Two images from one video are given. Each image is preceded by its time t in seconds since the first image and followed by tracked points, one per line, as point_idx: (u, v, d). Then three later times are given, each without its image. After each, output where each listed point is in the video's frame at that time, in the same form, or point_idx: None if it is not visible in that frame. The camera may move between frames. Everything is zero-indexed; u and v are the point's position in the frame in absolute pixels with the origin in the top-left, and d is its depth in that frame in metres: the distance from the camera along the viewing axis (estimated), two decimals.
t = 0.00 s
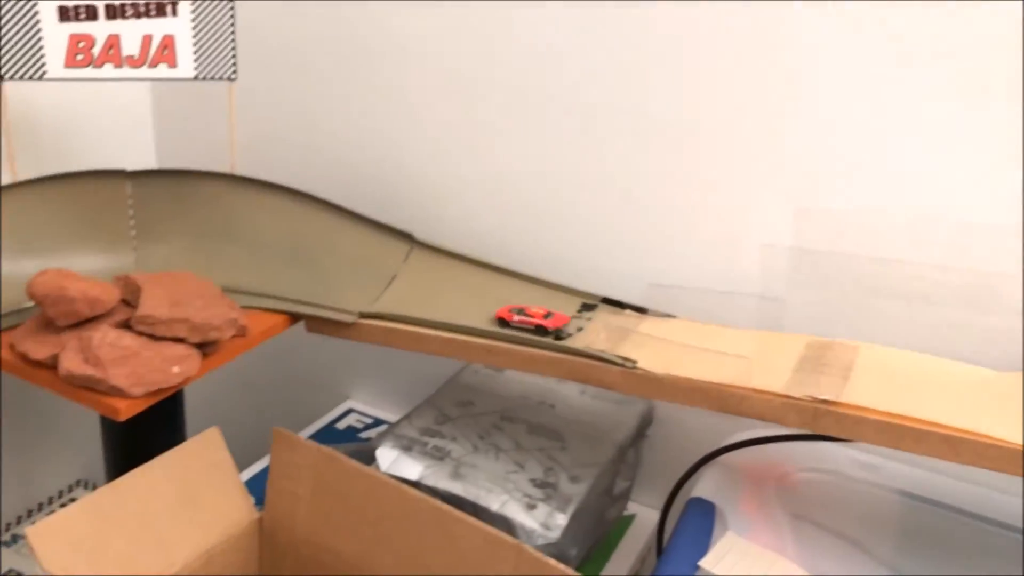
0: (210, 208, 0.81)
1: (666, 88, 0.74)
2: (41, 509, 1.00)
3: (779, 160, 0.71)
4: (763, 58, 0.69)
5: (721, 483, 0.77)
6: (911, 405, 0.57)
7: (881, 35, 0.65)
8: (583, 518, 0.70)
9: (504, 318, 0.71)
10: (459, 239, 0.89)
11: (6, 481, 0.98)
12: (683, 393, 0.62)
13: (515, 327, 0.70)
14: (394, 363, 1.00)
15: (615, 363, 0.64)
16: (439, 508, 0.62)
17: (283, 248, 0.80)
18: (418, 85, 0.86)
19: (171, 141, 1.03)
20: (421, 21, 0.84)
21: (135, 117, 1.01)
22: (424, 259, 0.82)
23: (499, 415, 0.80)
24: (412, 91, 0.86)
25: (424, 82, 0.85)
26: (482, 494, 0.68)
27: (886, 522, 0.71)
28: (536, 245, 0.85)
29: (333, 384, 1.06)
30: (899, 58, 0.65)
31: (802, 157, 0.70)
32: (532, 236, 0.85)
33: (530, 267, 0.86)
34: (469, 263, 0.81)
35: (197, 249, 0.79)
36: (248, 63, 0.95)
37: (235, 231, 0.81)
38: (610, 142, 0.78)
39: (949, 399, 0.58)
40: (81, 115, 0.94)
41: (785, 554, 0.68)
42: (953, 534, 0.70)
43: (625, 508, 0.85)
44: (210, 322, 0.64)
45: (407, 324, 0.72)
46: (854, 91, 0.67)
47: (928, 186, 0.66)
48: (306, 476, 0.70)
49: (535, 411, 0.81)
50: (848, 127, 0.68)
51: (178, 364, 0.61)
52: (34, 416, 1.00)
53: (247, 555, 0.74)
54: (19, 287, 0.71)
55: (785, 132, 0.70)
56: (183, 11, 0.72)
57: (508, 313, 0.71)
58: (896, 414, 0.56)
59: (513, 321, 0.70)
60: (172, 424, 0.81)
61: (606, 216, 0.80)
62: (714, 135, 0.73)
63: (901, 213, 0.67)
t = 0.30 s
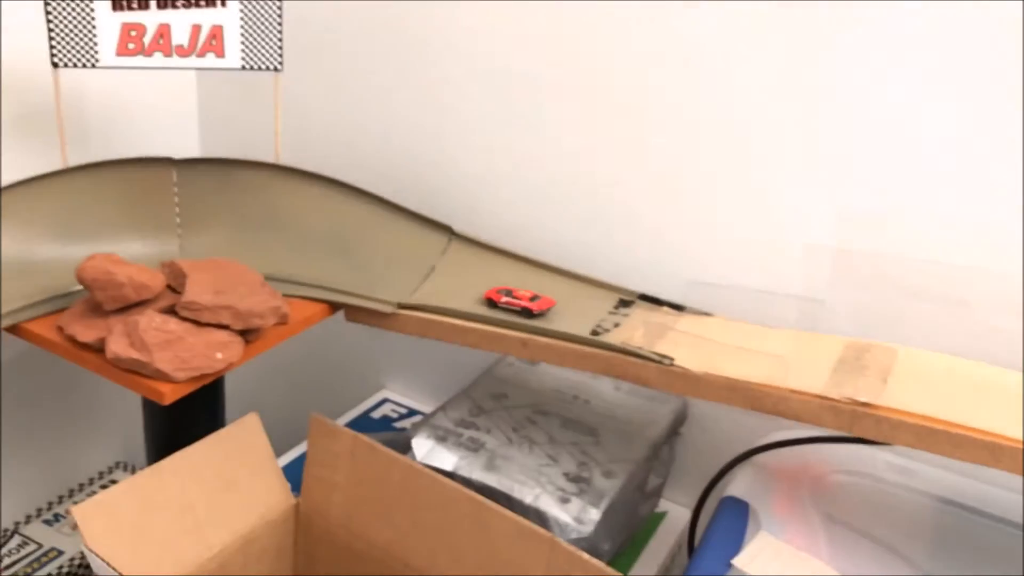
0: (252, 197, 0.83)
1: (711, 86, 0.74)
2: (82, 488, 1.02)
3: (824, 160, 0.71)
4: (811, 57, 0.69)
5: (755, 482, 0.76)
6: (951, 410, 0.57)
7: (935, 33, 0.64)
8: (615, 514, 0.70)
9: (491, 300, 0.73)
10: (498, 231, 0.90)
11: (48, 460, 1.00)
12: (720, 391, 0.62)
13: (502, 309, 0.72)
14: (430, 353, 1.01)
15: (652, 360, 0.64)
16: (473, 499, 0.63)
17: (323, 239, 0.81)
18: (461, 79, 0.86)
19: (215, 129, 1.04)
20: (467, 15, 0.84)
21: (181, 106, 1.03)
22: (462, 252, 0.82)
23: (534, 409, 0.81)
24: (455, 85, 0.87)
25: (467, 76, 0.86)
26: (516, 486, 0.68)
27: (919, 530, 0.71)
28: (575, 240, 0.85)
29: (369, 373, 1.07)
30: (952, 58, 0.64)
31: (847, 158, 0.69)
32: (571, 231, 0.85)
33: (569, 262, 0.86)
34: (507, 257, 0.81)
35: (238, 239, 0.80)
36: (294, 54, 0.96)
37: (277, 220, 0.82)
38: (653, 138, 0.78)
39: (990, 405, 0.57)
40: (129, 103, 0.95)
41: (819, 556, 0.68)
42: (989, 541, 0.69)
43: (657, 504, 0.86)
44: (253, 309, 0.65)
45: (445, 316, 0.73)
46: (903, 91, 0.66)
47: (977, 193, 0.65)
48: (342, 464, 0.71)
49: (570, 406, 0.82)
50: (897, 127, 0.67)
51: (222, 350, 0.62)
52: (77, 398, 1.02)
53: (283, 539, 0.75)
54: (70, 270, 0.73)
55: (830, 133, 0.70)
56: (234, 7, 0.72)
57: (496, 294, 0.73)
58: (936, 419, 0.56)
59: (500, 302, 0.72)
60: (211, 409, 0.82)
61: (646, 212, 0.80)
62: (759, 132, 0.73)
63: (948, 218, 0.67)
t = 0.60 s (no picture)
0: (275, 211, 0.84)
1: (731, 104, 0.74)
2: (103, 498, 1.03)
3: (842, 178, 0.71)
4: (830, 76, 0.69)
5: (771, 498, 0.76)
6: (968, 426, 0.57)
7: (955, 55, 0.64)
8: (632, 529, 0.71)
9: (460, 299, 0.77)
10: (516, 246, 0.91)
11: (71, 470, 1.01)
12: (737, 407, 0.63)
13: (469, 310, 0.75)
14: (448, 367, 1.02)
15: (669, 375, 0.65)
16: (491, 511, 0.64)
17: (344, 253, 0.82)
18: (482, 97, 0.87)
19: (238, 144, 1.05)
20: (488, 35, 0.85)
21: (205, 120, 1.04)
22: (481, 267, 0.83)
23: (550, 423, 0.81)
24: (475, 103, 0.88)
25: (488, 94, 0.87)
26: (533, 500, 0.69)
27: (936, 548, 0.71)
28: (592, 255, 0.86)
29: (387, 385, 1.08)
30: (971, 79, 0.64)
31: (865, 176, 0.70)
32: (589, 247, 0.86)
33: (586, 278, 0.87)
34: (525, 272, 0.82)
35: (262, 252, 0.81)
36: (317, 72, 0.98)
37: (299, 234, 0.83)
38: (671, 156, 0.79)
39: (1007, 421, 0.58)
40: (155, 118, 0.97)
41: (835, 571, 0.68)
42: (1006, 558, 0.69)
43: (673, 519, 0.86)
44: (276, 321, 0.66)
45: (464, 330, 0.74)
46: (923, 111, 0.67)
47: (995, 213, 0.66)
48: (361, 475, 0.71)
49: (586, 421, 0.82)
50: (915, 146, 0.67)
51: (245, 362, 0.63)
52: (100, 409, 1.03)
53: (301, 550, 0.76)
54: (98, 282, 0.74)
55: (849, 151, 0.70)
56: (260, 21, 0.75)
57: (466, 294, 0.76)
58: (953, 435, 0.56)
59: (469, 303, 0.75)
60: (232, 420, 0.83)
61: (664, 229, 0.81)
62: (777, 151, 0.73)
63: (965, 237, 0.67)
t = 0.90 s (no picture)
0: (310, 222, 0.85)
1: (764, 116, 0.74)
2: (139, 502, 1.04)
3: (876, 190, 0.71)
4: (863, 88, 0.69)
5: (804, 511, 0.76)
6: (1004, 440, 0.56)
7: (987, 65, 0.64)
8: (663, 539, 0.71)
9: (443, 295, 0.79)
10: (548, 256, 0.91)
11: (109, 474, 1.03)
12: (769, 419, 0.63)
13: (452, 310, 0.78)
14: (479, 375, 1.03)
15: (701, 386, 0.65)
16: (523, 520, 0.64)
17: (378, 263, 0.83)
18: (515, 108, 0.88)
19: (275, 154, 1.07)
20: (522, 46, 0.86)
21: (243, 131, 1.06)
22: (514, 276, 0.84)
23: (581, 432, 0.81)
24: (509, 113, 0.89)
25: (522, 105, 0.87)
26: (564, 509, 0.69)
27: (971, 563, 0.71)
28: (624, 265, 0.86)
29: (418, 393, 1.09)
30: (1006, 90, 0.64)
31: (900, 188, 0.70)
32: (620, 257, 0.86)
33: (619, 288, 0.87)
34: (558, 281, 0.83)
35: (298, 261, 0.83)
36: (352, 83, 0.99)
37: (335, 243, 0.84)
38: (704, 167, 0.79)
39: None
40: (195, 129, 0.99)
41: None
42: None
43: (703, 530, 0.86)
44: (312, 329, 0.67)
45: (496, 339, 0.74)
46: (959, 122, 0.66)
47: None
48: (395, 482, 0.72)
49: (617, 430, 0.82)
50: (950, 158, 0.67)
51: (281, 368, 0.64)
52: (137, 414, 1.05)
53: (334, 555, 0.77)
54: (139, 289, 0.76)
55: (883, 163, 0.70)
56: (297, 34, 0.77)
57: (448, 291, 0.79)
58: (988, 450, 0.56)
59: (452, 300, 0.78)
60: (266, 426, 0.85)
61: (696, 240, 0.81)
62: (810, 162, 0.73)
63: (1002, 250, 0.67)
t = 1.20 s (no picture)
0: (338, 226, 0.86)
1: (787, 122, 0.74)
2: (165, 502, 1.06)
3: (893, 196, 0.71)
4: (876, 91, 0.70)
5: (829, 521, 0.76)
6: None
7: (992, 67, 0.65)
8: (687, 547, 0.71)
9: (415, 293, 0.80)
10: (574, 262, 0.91)
11: (137, 474, 1.04)
12: (795, 428, 0.62)
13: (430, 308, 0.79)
14: (503, 381, 1.03)
15: (728, 394, 0.65)
16: (548, 525, 0.64)
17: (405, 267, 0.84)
18: (543, 115, 0.88)
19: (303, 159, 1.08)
20: (551, 54, 0.86)
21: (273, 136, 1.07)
22: (540, 282, 0.84)
23: (605, 438, 0.82)
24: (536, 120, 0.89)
25: (550, 112, 0.88)
26: (588, 515, 0.69)
27: None
28: (650, 272, 0.86)
29: (441, 397, 1.09)
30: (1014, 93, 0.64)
31: (929, 198, 0.69)
32: (647, 264, 0.86)
33: (645, 295, 0.87)
34: (584, 288, 0.83)
35: (326, 265, 0.83)
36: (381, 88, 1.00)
37: (364, 248, 0.85)
38: (730, 175, 0.79)
39: None
40: (228, 134, 1.00)
41: None
42: None
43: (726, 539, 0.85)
44: (341, 332, 0.67)
45: (522, 344, 0.75)
46: (990, 135, 0.66)
47: None
48: (420, 485, 0.72)
49: (641, 437, 0.82)
50: (966, 163, 0.67)
51: (310, 371, 0.64)
52: (164, 414, 1.06)
53: (359, 557, 0.77)
54: (170, 291, 0.78)
55: (910, 173, 0.70)
56: (329, 40, 0.78)
57: (423, 288, 0.80)
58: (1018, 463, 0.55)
59: (429, 297, 0.79)
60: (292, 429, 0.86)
61: (722, 248, 0.81)
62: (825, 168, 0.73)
63: None
